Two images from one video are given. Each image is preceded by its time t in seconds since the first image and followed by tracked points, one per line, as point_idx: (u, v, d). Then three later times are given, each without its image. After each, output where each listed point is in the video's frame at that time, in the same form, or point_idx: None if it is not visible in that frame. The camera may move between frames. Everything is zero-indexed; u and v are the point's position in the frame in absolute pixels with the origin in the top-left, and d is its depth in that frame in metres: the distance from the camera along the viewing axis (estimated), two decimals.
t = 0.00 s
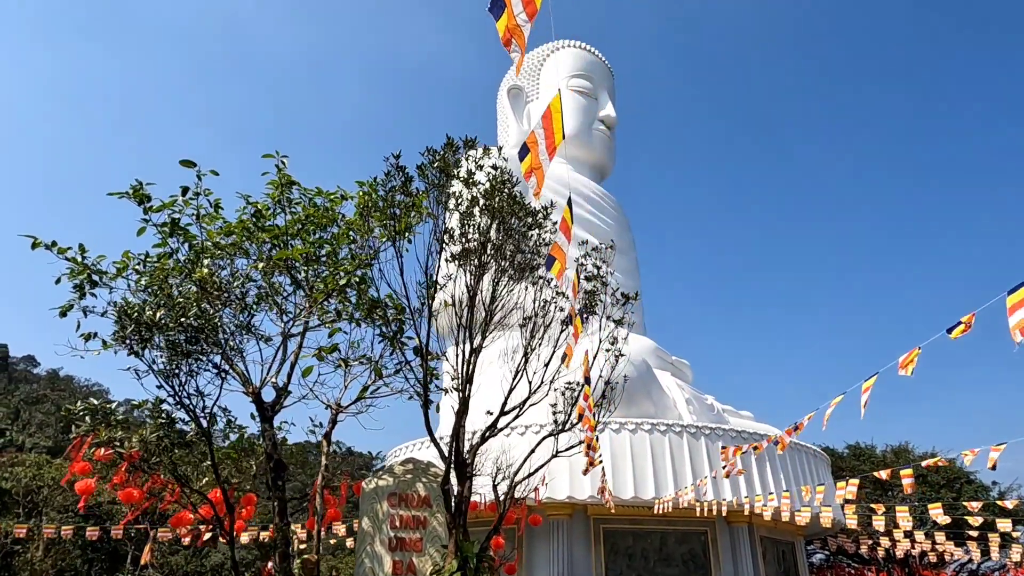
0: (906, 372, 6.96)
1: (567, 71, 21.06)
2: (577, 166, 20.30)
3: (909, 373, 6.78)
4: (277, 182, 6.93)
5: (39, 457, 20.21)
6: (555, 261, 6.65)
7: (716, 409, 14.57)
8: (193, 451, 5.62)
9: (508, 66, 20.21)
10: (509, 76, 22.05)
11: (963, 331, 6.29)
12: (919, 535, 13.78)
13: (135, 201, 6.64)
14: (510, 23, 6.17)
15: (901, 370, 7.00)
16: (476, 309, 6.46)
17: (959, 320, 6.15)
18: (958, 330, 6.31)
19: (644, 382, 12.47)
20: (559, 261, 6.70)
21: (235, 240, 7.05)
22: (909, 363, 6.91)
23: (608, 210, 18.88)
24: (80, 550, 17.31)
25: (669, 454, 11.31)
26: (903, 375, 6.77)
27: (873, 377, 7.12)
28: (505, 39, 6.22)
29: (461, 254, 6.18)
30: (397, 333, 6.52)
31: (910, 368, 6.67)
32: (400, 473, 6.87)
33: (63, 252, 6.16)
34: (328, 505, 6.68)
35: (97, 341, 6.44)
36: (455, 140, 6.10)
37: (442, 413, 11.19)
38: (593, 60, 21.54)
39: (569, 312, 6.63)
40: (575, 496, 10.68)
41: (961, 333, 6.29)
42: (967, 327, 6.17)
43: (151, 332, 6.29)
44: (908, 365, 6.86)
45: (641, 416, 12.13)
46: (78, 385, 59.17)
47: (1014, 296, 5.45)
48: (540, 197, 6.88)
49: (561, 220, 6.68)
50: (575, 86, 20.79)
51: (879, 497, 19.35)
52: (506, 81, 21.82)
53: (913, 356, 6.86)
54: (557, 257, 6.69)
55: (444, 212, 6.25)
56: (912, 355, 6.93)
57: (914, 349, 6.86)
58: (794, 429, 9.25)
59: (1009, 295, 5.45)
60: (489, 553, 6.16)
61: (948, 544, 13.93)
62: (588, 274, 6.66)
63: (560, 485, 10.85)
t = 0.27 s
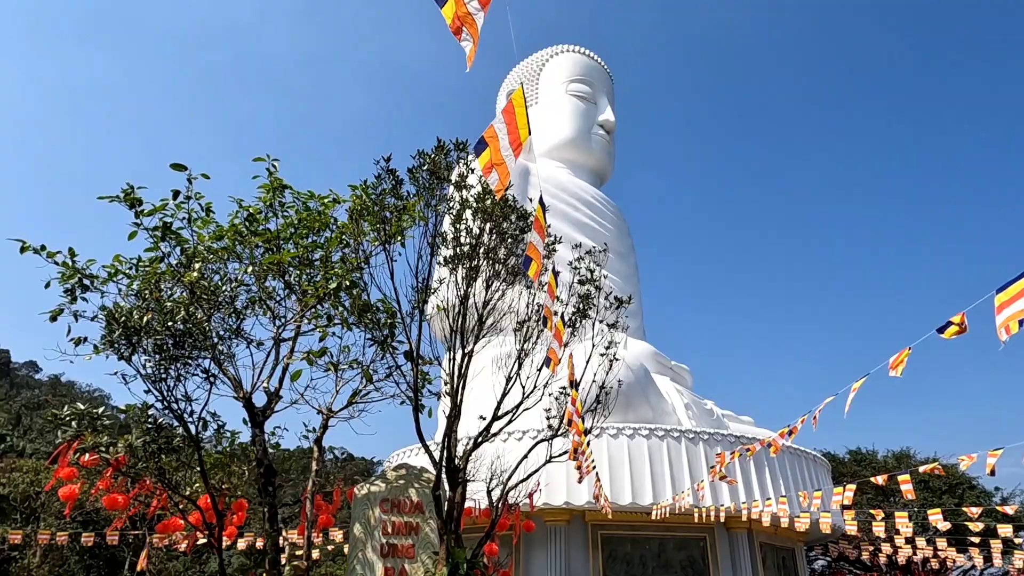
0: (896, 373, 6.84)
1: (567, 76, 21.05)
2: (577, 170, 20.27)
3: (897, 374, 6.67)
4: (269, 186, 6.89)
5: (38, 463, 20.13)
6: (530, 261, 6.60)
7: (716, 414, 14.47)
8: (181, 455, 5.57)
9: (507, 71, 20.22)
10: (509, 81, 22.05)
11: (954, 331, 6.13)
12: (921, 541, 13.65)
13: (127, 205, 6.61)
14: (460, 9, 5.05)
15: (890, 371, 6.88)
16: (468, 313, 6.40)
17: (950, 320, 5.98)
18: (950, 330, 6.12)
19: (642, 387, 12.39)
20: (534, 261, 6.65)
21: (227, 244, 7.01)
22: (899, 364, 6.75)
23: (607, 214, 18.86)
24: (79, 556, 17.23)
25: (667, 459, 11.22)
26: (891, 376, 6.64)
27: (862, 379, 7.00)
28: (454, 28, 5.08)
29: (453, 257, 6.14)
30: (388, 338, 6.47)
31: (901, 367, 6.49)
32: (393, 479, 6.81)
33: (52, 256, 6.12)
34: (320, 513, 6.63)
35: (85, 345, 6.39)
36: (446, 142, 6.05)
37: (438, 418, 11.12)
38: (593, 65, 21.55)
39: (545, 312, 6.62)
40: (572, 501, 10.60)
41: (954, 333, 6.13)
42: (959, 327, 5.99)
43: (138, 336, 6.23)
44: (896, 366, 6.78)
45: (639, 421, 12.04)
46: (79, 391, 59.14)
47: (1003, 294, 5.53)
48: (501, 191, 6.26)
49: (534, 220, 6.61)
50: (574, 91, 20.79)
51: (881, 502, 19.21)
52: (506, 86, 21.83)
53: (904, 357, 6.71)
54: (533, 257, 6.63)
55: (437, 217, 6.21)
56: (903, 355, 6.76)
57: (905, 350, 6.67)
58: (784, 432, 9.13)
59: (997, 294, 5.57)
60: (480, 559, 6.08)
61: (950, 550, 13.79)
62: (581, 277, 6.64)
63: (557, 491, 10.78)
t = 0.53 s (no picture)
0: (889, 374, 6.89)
1: (565, 80, 21.06)
2: (575, 174, 20.25)
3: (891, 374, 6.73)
4: (261, 189, 6.86)
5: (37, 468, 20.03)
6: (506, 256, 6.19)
7: (716, 418, 14.40)
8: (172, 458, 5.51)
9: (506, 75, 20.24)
10: (508, 85, 22.06)
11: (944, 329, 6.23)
12: (922, 545, 13.56)
13: (119, 207, 6.56)
14: None
15: (885, 371, 6.91)
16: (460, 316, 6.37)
17: (940, 317, 6.04)
18: (941, 328, 6.21)
19: (641, 391, 12.32)
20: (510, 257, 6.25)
21: (220, 247, 6.97)
22: (892, 363, 6.81)
23: (606, 218, 18.84)
24: (78, 561, 17.12)
25: (666, 464, 11.14)
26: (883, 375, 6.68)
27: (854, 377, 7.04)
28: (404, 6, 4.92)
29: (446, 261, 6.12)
30: (380, 340, 6.44)
31: (893, 367, 6.54)
32: (386, 484, 6.75)
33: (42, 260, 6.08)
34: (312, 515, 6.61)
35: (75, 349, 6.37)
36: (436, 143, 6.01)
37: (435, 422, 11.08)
38: (592, 69, 21.54)
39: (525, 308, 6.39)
40: (570, 506, 10.52)
41: (944, 331, 6.21)
42: (948, 325, 6.08)
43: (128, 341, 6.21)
44: (891, 367, 6.80)
45: (637, 425, 11.96)
46: (81, 396, 59.07)
47: (993, 290, 5.51)
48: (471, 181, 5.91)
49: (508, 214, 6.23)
50: (573, 95, 20.78)
51: (883, 507, 19.09)
52: (505, 90, 21.84)
53: (896, 357, 6.77)
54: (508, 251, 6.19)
55: (430, 219, 6.17)
56: (895, 355, 6.80)
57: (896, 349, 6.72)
58: (777, 431, 9.20)
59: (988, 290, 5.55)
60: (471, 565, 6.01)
61: (952, 555, 13.70)
62: (576, 280, 6.56)
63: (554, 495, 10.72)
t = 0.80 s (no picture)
0: (890, 374, 6.90)
1: (566, 83, 21.04)
2: (577, 177, 20.21)
3: (892, 375, 6.76)
4: (258, 190, 6.83)
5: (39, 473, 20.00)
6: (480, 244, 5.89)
7: (719, 421, 14.30)
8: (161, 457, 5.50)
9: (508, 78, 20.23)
10: (509, 89, 22.06)
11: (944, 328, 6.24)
12: (928, 550, 13.41)
13: (114, 209, 6.52)
14: None
15: (886, 371, 6.90)
16: (457, 317, 6.32)
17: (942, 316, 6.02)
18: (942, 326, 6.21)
19: (643, 393, 12.23)
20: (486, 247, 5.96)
21: (216, 249, 6.92)
22: (894, 364, 6.81)
23: (608, 221, 18.78)
24: (79, 566, 17.08)
25: (669, 467, 11.04)
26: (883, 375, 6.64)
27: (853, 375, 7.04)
28: None
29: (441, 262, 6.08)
30: (376, 342, 6.40)
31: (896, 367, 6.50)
32: (383, 487, 6.68)
33: (36, 262, 6.03)
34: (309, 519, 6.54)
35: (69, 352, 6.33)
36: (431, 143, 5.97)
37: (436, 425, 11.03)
38: (593, 72, 21.51)
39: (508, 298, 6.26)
40: (571, 510, 10.43)
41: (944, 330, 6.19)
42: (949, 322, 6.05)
43: (121, 343, 6.18)
44: (890, 367, 6.80)
45: (639, 429, 11.86)
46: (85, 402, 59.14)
47: (994, 287, 5.46)
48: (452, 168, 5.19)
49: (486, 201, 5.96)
50: (574, 98, 20.75)
51: (888, 511, 18.92)
52: (506, 94, 21.83)
53: (897, 357, 6.76)
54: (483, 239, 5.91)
55: (427, 219, 6.14)
56: (896, 355, 6.83)
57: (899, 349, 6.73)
58: (777, 429, 9.31)
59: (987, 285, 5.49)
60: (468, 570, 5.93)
61: (958, 559, 13.57)
62: (574, 280, 6.45)
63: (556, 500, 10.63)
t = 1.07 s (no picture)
0: (891, 369, 6.79)
1: (569, 84, 20.99)
2: (580, 178, 20.14)
3: (893, 369, 6.62)
4: (255, 191, 6.79)
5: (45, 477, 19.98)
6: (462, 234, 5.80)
7: (724, 422, 14.18)
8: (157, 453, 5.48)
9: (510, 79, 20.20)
10: (512, 90, 22.03)
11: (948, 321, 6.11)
12: (937, 552, 13.26)
13: (112, 211, 6.49)
14: None
15: (886, 366, 6.80)
16: (456, 317, 6.28)
17: (944, 311, 5.87)
18: (944, 320, 6.05)
19: (647, 394, 12.14)
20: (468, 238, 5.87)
21: (214, 250, 6.88)
22: (894, 360, 6.70)
23: (612, 222, 18.74)
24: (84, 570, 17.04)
25: (672, 469, 10.95)
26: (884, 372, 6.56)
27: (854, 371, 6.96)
28: None
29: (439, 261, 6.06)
30: (373, 342, 6.37)
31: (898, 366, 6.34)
32: (383, 489, 6.63)
33: (34, 263, 6.02)
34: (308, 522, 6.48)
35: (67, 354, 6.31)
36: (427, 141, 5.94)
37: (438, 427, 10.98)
38: (596, 73, 21.47)
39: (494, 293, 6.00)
40: (575, 512, 10.35)
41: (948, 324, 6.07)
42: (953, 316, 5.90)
43: (117, 344, 6.18)
44: (891, 361, 6.68)
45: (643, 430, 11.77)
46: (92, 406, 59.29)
47: (1000, 279, 5.37)
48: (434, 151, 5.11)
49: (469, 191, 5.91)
50: (577, 98, 20.70)
51: (896, 512, 18.73)
52: (509, 95, 21.80)
53: (898, 352, 6.63)
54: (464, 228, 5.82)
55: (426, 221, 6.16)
56: (897, 352, 6.68)
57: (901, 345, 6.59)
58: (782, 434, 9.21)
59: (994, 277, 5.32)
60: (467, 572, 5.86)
61: (967, 561, 13.41)
62: (574, 279, 6.40)
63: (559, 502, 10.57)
